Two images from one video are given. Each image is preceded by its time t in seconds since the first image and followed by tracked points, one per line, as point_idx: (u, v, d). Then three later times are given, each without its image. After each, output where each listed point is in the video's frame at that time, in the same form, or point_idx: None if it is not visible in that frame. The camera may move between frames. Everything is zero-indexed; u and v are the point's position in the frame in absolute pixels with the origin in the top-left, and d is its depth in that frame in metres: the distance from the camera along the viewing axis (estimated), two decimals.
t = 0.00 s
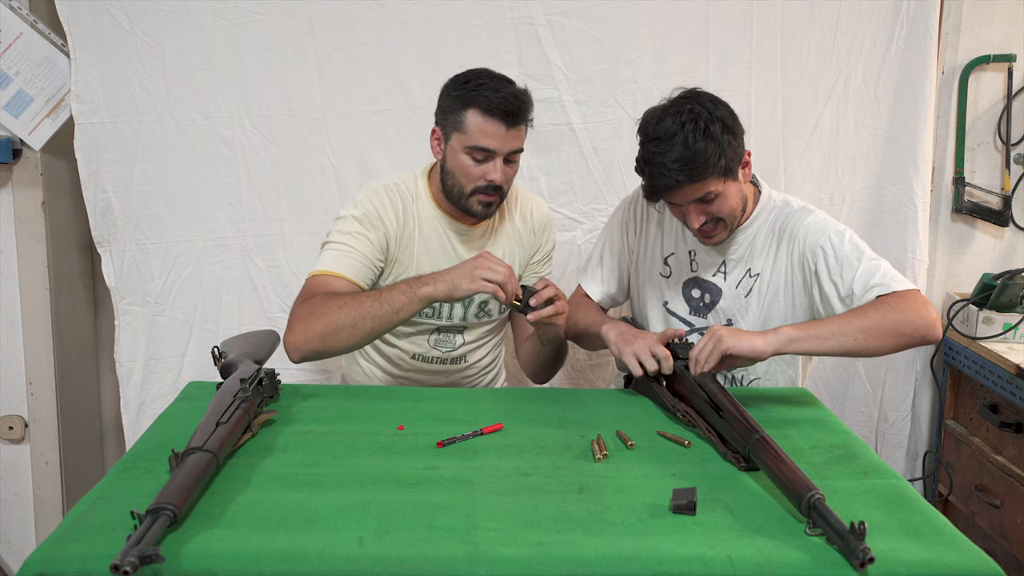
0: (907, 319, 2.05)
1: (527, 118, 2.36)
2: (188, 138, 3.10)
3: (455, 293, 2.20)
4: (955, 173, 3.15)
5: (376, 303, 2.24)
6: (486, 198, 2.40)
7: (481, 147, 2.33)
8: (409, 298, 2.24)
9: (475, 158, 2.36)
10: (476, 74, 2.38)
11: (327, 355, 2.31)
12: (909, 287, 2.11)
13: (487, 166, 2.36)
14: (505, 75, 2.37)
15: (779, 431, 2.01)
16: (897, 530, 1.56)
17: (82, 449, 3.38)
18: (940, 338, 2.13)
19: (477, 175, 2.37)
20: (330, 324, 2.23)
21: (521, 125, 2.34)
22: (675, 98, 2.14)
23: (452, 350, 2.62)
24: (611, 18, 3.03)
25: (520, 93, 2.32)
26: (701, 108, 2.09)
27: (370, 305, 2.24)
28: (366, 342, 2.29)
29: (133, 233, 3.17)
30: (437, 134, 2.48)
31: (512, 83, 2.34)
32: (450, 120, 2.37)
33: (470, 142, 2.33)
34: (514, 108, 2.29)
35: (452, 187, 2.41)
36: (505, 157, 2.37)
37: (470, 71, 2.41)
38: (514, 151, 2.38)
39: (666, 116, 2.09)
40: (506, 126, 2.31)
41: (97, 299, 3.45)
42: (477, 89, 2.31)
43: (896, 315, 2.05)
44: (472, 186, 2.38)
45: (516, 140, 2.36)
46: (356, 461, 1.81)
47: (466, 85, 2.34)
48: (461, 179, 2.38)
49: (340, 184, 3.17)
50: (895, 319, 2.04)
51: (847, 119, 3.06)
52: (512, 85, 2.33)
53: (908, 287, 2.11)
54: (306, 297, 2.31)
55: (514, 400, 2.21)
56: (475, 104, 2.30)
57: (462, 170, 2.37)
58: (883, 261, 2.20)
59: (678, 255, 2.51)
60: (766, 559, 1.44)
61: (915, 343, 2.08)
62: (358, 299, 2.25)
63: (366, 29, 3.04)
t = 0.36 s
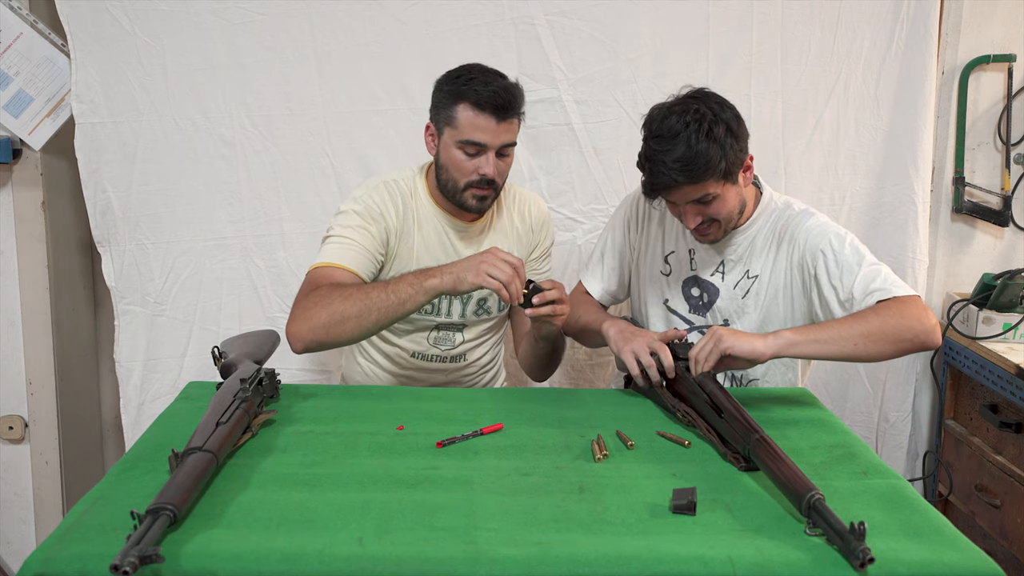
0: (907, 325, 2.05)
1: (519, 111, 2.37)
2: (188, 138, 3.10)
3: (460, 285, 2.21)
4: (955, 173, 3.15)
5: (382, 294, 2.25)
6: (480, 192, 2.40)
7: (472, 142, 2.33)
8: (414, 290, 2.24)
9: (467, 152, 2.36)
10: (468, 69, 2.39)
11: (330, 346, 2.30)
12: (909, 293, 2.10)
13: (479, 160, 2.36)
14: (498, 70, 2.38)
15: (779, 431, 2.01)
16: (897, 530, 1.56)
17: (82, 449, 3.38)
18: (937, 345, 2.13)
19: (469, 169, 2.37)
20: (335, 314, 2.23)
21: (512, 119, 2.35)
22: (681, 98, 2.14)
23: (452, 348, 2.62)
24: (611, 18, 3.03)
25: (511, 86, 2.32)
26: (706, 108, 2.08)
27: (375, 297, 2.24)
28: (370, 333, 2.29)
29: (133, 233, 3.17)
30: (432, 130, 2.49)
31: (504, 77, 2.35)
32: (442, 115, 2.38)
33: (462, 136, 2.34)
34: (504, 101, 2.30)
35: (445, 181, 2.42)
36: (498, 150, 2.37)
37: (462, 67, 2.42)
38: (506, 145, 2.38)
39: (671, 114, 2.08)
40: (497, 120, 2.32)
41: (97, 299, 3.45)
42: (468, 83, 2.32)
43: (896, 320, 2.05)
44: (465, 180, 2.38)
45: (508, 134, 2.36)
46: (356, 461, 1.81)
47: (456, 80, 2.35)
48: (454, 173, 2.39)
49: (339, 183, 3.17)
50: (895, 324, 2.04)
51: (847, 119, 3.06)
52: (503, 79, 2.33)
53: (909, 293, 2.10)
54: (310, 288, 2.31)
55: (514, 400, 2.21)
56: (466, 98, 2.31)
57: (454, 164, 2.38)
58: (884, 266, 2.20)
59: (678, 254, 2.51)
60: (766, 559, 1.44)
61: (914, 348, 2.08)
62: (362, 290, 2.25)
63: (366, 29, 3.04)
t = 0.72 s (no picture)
0: (909, 330, 2.02)
1: (517, 105, 2.37)
2: (188, 138, 3.10)
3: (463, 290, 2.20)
4: (955, 173, 3.15)
5: (384, 297, 2.24)
6: (481, 186, 2.39)
7: (472, 136, 2.34)
8: (416, 294, 2.24)
9: (467, 147, 2.36)
10: (466, 65, 2.39)
11: (330, 347, 2.30)
12: (909, 298, 2.09)
13: (479, 154, 2.36)
14: (495, 65, 2.38)
15: (779, 431, 2.02)
16: (897, 530, 1.56)
17: (82, 449, 3.38)
18: (941, 349, 2.10)
19: (469, 164, 2.37)
20: (337, 316, 2.22)
21: (511, 113, 2.35)
22: (685, 102, 2.14)
23: (453, 347, 2.62)
24: (611, 18, 3.03)
25: (509, 81, 2.33)
26: (711, 112, 2.09)
27: (378, 300, 2.24)
28: (371, 335, 2.29)
29: (133, 233, 3.17)
30: (432, 127, 2.49)
31: (501, 72, 2.35)
32: (441, 111, 2.38)
33: (461, 131, 2.34)
34: (503, 95, 2.30)
35: (446, 178, 2.41)
36: (497, 145, 2.37)
37: (459, 63, 2.42)
38: (506, 139, 2.38)
39: (676, 118, 2.08)
40: (496, 114, 2.32)
41: (97, 299, 3.46)
42: (467, 79, 2.32)
43: (898, 326, 2.03)
44: (466, 175, 2.38)
45: (507, 128, 2.37)
46: (356, 461, 1.81)
47: (455, 76, 2.35)
48: (455, 169, 2.39)
49: (340, 183, 3.17)
50: (897, 330, 2.02)
51: (847, 119, 3.06)
52: (501, 74, 2.34)
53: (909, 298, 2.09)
54: (312, 289, 2.30)
55: (514, 400, 2.21)
56: (465, 93, 2.32)
57: (454, 159, 2.38)
58: (885, 271, 2.18)
59: (670, 259, 2.52)
60: (766, 559, 1.44)
61: (916, 354, 2.05)
62: (364, 292, 2.25)
63: (366, 29, 3.04)
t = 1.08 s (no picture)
0: (910, 331, 2.02)
1: (515, 103, 2.37)
2: (188, 138, 3.10)
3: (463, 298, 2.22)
4: (955, 173, 3.15)
5: (383, 306, 2.26)
6: (479, 184, 2.39)
7: (471, 134, 2.34)
8: (415, 302, 2.26)
9: (464, 146, 2.37)
10: (462, 63, 2.39)
11: (331, 352, 2.33)
12: (907, 301, 2.07)
13: (476, 153, 2.36)
14: (492, 63, 2.38)
15: (779, 431, 2.02)
16: (897, 530, 1.56)
17: (82, 449, 3.38)
18: (943, 351, 2.10)
19: (467, 163, 2.37)
20: (337, 323, 2.24)
21: (508, 110, 2.35)
22: (653, 119, 2.10)
23: (452, 346, 2.62)
24: (611, 18, 3.03)
25: (506, 79, 2.33)
26: (678, 129, 2.04)
27: (379, 307, 2.25)
28: (371, 341, 2.31)
29: (133, 233, 3.17)
30: (430, 126, 2.48)
31: (498, 70, 2.35)
32: (439, 110, 2.38)
33: (459, 130, 2.34)
34: (500, 93, 2.30)
35: (444, 176, 2.41)
36: (495, 143, 2.37)
37: (456, 61, 2.42)
38: (504, 137, 2.39)
39: (642, 137, 2.03)
40: (492, 112, 2.32)
41: (97, 299, 3.46)
42: (464, 77, 2.32)
43: (899, 328, 2.02)
44: (464, 173, 2.38)
45: (504, 126, 2.37)
46: (356, 461, 1.81)
47: (453, 74, 2.35)
48: (453, 168, 2.39)
49: (340, 183, 3.17)
50: (898, 331, 2.01)
51: (847, 119, 3.06)
52: (498, 72, 2.34)
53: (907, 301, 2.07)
54: (312, 294, 2.32)
55: (514, 400, 2.21)
56: (462, 92, 2.32)
57: (452, 158, 2.38)
58: (883, 273, 2.16)
59: (668, 260, 2.50)
60: (766, 559, 1.44)
61: (916, 355, 2.05)
62: (364, 300, 2.26)
63: (366, 29, 3.04)
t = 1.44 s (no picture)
0: (910, 337, 2.01)
1: (517, 104, 2.37)
2: (188, 138, 3.10)
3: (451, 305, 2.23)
4: (955, 173, 3.15)
5: (370, 312, 2.25)
6: (479, 185, 2.39)
7: (472, 135, 2.34)
8: (404, 309, 2.26)
9: (465, 146, 2.37)
10: (465, 64, 2.39)
11: (321, 355, 2.34)
12: (909, 307, 2.06)
13: (477, 154, 2.36)
14: (495, 64, 2.38)
15: (779, 431, 2.01)
16: (897, 530, 1.56)
17: (82, 449, 3.38)
18: (942, 358, 2.09)
19: (468, 164, 2.37)
20: (325, 329, 2.25)
21: (510, 112, 2.35)
22: (691, 106, 2.10)
23: (452, 347, 2.62)
24: (611, 18, 3.03)
25: (508, 80, 2.33)
26: (715, 119, 2.05)
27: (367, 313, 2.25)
28: (360, 346, 2.32)
29: (133, 233, 3.17)
30: (431, 126, 2.48)
31: (500, 70, 2.35)
32: (441, 110, 2.38)
33: (460, 130, 2.34)
34: (502, 94, 2.30)
35: (445, 176, 2.41)
36: (496, 144, 2.37)
37: (458, 61, 2.42)
38: (505, 138, 2.38)
39: (680, 125, 2.05)
40: (494, 113, 2.32)
41: (97, 299, 3.46)
42: (466, 78, 2.32)
43: (900, 333, 2.01)
44: (465, 174, 2.37)
45: (506, 127, 2.37)
46: (356, 460, 1.81)
47: (455, 75, 2.36)
48: (454, 168, 2.39)
49: (340, 183, 3.17)
50: (898, 336, 2.01)
51: (847, 119, 3.06)
52: (500, 73, 2.34)
53: (909, 307, 2.06)
54: (303, 297, 2.32)
55: (514, 400, 2.21)
56: (464, 93, 2.32)
57: (453, 158, 2.38)
58: (888, 279, 2.14)
59: (689, 237, 2.53)
60: (766, 559, 1.44)
61: (915, 360, 2.05)
62: (351, 305, 2.25)
63: (366, 29, 3.04)
